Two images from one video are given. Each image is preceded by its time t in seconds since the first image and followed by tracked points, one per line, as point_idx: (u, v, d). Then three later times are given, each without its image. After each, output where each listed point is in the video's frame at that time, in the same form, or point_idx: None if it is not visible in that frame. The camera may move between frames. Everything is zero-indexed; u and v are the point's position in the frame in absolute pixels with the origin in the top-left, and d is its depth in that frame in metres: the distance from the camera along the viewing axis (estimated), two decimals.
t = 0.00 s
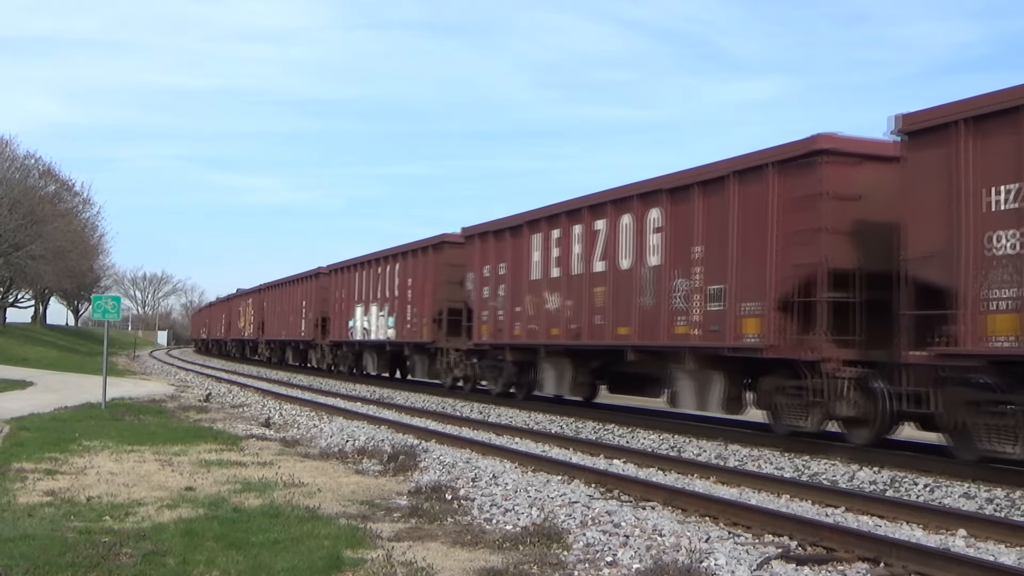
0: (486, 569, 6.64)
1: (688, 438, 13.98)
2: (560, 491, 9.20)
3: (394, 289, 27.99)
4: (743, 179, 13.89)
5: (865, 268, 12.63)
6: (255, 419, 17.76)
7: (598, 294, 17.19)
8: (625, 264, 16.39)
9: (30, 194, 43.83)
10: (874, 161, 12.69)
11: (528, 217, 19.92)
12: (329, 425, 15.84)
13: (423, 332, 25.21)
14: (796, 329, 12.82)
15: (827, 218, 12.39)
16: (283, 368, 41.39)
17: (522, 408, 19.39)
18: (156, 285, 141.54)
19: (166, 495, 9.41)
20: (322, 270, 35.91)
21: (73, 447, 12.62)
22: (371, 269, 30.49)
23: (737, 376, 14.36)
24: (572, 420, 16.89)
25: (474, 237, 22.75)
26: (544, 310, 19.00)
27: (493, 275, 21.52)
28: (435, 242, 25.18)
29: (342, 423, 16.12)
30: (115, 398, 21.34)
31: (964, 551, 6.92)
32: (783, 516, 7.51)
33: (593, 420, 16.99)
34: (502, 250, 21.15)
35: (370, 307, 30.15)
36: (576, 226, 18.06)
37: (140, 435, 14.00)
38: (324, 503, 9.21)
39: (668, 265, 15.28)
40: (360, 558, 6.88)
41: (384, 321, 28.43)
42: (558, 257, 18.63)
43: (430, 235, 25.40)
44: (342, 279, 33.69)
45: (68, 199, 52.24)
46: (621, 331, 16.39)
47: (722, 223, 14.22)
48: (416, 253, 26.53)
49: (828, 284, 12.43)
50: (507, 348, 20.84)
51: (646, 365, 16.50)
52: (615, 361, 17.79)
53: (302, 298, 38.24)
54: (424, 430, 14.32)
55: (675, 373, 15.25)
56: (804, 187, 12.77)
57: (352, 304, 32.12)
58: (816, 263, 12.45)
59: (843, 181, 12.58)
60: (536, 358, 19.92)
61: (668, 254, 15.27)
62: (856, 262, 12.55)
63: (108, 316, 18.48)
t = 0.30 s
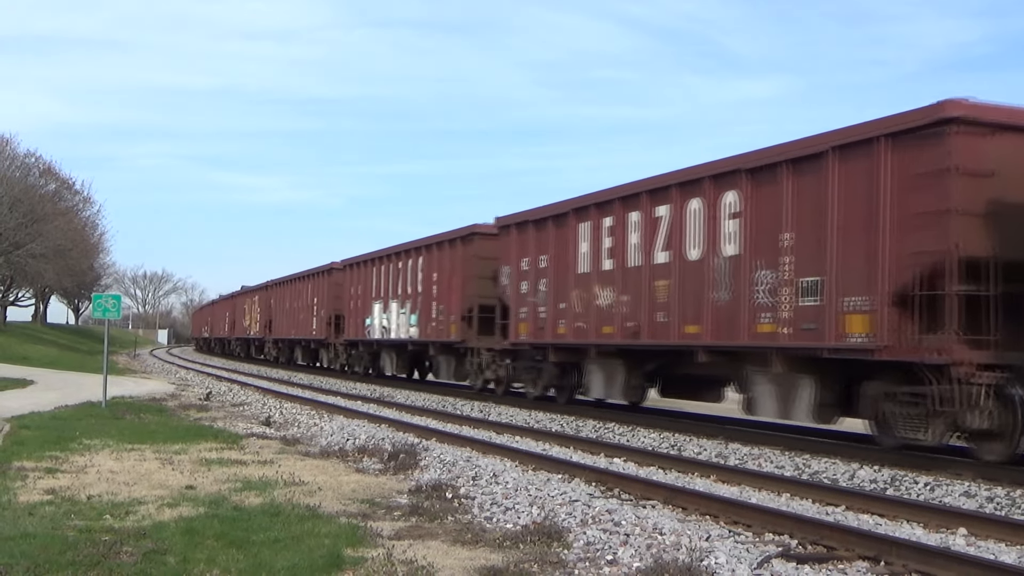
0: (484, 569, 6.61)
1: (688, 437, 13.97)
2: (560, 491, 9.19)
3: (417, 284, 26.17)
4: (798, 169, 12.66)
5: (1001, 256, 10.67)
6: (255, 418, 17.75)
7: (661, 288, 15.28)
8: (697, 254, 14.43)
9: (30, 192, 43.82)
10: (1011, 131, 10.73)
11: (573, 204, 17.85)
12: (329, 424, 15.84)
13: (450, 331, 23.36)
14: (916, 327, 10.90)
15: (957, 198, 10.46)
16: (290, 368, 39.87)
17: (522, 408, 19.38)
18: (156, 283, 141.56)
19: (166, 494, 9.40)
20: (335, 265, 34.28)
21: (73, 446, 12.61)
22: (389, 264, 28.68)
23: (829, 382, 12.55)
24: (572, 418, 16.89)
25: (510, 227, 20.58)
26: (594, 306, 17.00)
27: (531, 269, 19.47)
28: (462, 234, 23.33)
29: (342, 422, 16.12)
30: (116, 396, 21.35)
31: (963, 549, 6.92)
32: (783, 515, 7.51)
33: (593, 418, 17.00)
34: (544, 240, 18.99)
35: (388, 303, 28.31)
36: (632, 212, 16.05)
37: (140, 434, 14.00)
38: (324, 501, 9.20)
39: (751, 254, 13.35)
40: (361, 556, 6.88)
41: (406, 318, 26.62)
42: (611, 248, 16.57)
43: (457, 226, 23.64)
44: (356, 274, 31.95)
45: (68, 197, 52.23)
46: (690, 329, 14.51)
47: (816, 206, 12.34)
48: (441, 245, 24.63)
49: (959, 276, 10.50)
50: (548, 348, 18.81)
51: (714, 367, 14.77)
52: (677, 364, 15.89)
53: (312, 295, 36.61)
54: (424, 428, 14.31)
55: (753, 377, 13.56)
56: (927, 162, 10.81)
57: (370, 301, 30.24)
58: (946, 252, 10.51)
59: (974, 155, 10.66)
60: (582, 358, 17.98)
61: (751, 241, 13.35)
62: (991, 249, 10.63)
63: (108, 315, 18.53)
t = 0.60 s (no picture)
0: (485, 567, 6.62)
1: (689, 436, 13.98)
2: (560, 489, 9.19)
3: (444, 280, 24.33)
4: (861, 153, 11.74)
5: None
6: (256, 417, 17.76)
7: (738, 282, 13.64)
8: (785, 243, 12.80)
9: (30, 191, 43.84)
10: None
11: (628, 189, 16.24)
12: (329, 422, 15.87)
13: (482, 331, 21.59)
14: None
15: None
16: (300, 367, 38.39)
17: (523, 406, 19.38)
18: (156, 282, 141.53)
19: (166, 493, 9.40)
20: (349, 260, 32.61)
21: (73, 445, 12.61)
22: (412, 258, 26.68)
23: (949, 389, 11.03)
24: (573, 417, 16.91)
25: (553, 217, 18.88)
26: (655, 301, 15.37)
27: (580, 261, 17.83)
28: (496, 224, 21.38)
29: (343, 421, 16.12)
30: (115, 395, 21.35)
31: (963, 548, 6.92)
32: (783, 514, 7.51)
33: (593, 416, 17.01)
34: (595, 229, 17.37)
35: (409, 300, 26.56)
36: (703, 197, 14.46)
37: (141, 433, 13.99)
38: (324, 500, 9.21)
39: (854, 241, 11.71)
40: (361, 556, 6.88)
41: (431, 316, 24.76)
42: (678, 238, 14.98)
43: (489, 216, 21.77)
44: (372, 268, 30.22)
45: (68, 196, 52.24)
46: (776, 327, 12.88)
47: (937, 185, 10.73)
48: (472, 238, 22.86)
49: None
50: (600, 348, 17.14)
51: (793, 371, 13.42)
52: (754, 367, 14.24)
53: (323, 291, 35.13)
54: (424, 427, 14.31)
55: (852, 382, 11.99)
56: None
57: (387, 298, 28.40)
58: None
59: None
60: (637, 360, 16.39)
61: (855, 227, 11.70)
62: None
63: (108, 314, 18.58)
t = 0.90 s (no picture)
0: (486, 565, 6.64)
1: (690, 435, 13.99)
2: (561, 488, 9.20)
3: (476, 274, 22.97)
4: (827, 157, 12.31)
5: None
6: (256, 415, 17.76)
7: (839, 273, 11.94)
8: (902, 227, 11.11)
9: (32, 190, 43.89)
10: None
11: (697, 170, 14.66)
12: (331, 421, 15.89)
13: (520, 328, 20.22)
14: None
15: None
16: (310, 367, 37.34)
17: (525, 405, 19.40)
18: (157, 280, 141.62)
19: (168, 491, 9.42)
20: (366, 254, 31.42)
21: (75, 443, 12.63)
22: (439, 251, 25.26)
23: None
24: (573, 415, 16.91)
25: (604, 204, 17.30)
26: (732, 296, 13.73)
27: (637, 252, 16.15)
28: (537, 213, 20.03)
29: (344, 419, 16.12)
30: (116, 394, 21.34)
31: (964, 546, 6.92)
32: (785, 512, 7.50)
33: (594, 415, 17.01)
34: (654, 216, 15.79)
35: (435, 296, 25.17)
36: (792, 177, 12.86)
37: (142, 431, 14.00)
38: (325, 499, 9.22)
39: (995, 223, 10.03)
40: (361, 554, 6.89)
41: (460, 312, 23.48)
42: (761, 223, 13.37)
43: (530, 206, 20.42)
44: (394, 263, 28.95)
45: (70, 195, 52.35)
46: (889, 325, 11.19)
47: None
48: (510, 228, 21.38)
49: None
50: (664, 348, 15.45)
51: (871, 374, 12.26)
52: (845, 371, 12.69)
53: (336, 287, 33.95)
54: (426, 425, 14.31)
55: (983, 390, 10.49)
56: None
57: (411, 294, 27.02)
58: None
59: None
60: (703, 361, 14.87)
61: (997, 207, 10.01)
62: None
63: (108, 313, 18.61)
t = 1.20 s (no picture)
0: (486, 565, 6.63)
1: (691, 434, 13.98)
2: (562, 487, 9.20)
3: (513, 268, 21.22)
4: (795, 165, 13.13)
5: None
6: (257, 415, 17.76)
7: (971, 263, 10.46)
8: None
9: (32, 189, 43.92)
10: None
11: (785, 148, 13.23)
12: (331, 420, 15.88)
13: (566, 326, 18.60)
14: None
15: None
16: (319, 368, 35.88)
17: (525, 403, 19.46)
18: (157, 280, 141.63)
19: (168, 491, 9.42)
20: (383, 250, 29.70)
21: (75, 443, 12.64)
22: (469, 244, 23.46)
23: None
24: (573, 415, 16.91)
25: (668, 189, 15.78)
26: (830, 290, 12.29)
27: (710, 241, 14.74)
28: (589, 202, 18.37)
29: (344, 419, 16.13)
30: (116, 393, 21.34)
31: (964, 545, 6.92)
32: (785, 511, 7.50)
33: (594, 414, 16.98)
34: (734, 203, 14.33)
35: (464, 291, 23.45)
36: (908, 152, 11.36)
37: (142, 431, 13.99)
38: (325, 498, 9.22)
39: None
40: (362, 553, 6.89)
41: (493, 311, 21.74)
42: (868, 207, 11.89)
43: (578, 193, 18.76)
44: (415, 258, 27.17)
45: (71, 195, 52.43)
46: None
47: None
48: (553, 218, 19.72)
49: None
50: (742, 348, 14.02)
51: (991, 381, 10.92)
52: (964, 378, 11.28)
53: (351, 285, 32.29)
54: (426, 425, 14.31)
55: None
56: None
57: (436, 290, 25.22)
58: None
59: None
60: (788, 364, 13.45)
61: None
62: None
63: (109, 313, 18.62)
